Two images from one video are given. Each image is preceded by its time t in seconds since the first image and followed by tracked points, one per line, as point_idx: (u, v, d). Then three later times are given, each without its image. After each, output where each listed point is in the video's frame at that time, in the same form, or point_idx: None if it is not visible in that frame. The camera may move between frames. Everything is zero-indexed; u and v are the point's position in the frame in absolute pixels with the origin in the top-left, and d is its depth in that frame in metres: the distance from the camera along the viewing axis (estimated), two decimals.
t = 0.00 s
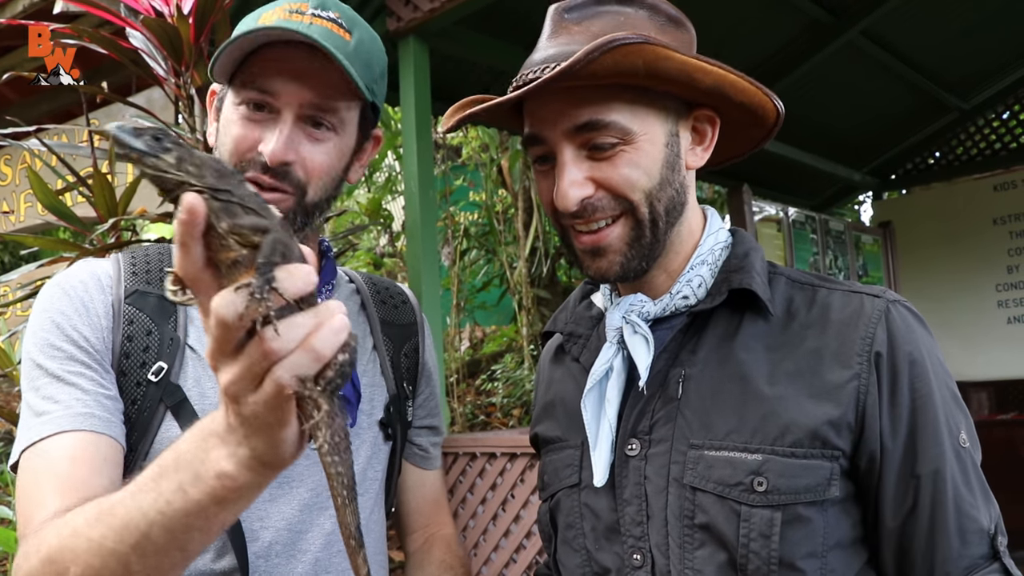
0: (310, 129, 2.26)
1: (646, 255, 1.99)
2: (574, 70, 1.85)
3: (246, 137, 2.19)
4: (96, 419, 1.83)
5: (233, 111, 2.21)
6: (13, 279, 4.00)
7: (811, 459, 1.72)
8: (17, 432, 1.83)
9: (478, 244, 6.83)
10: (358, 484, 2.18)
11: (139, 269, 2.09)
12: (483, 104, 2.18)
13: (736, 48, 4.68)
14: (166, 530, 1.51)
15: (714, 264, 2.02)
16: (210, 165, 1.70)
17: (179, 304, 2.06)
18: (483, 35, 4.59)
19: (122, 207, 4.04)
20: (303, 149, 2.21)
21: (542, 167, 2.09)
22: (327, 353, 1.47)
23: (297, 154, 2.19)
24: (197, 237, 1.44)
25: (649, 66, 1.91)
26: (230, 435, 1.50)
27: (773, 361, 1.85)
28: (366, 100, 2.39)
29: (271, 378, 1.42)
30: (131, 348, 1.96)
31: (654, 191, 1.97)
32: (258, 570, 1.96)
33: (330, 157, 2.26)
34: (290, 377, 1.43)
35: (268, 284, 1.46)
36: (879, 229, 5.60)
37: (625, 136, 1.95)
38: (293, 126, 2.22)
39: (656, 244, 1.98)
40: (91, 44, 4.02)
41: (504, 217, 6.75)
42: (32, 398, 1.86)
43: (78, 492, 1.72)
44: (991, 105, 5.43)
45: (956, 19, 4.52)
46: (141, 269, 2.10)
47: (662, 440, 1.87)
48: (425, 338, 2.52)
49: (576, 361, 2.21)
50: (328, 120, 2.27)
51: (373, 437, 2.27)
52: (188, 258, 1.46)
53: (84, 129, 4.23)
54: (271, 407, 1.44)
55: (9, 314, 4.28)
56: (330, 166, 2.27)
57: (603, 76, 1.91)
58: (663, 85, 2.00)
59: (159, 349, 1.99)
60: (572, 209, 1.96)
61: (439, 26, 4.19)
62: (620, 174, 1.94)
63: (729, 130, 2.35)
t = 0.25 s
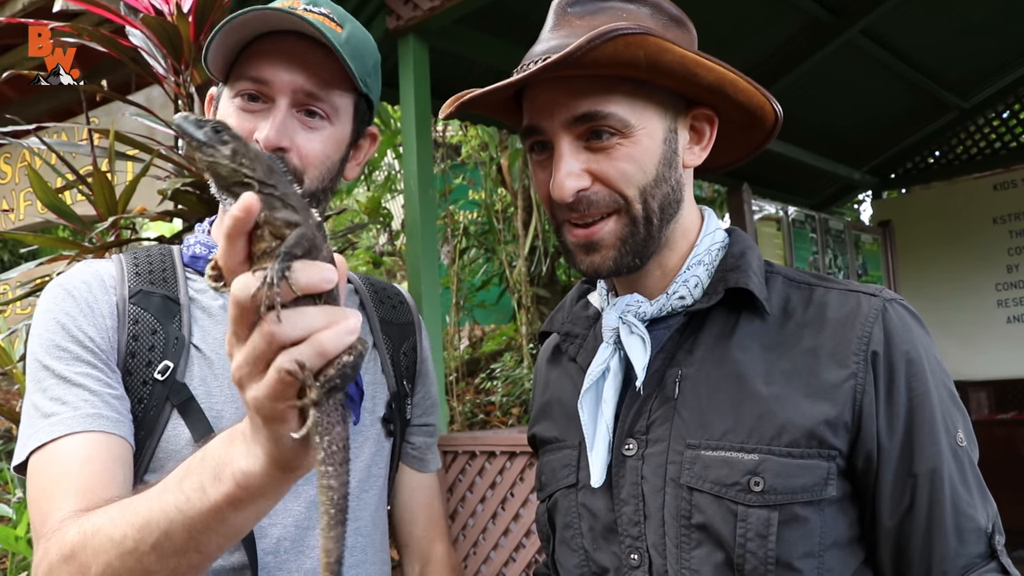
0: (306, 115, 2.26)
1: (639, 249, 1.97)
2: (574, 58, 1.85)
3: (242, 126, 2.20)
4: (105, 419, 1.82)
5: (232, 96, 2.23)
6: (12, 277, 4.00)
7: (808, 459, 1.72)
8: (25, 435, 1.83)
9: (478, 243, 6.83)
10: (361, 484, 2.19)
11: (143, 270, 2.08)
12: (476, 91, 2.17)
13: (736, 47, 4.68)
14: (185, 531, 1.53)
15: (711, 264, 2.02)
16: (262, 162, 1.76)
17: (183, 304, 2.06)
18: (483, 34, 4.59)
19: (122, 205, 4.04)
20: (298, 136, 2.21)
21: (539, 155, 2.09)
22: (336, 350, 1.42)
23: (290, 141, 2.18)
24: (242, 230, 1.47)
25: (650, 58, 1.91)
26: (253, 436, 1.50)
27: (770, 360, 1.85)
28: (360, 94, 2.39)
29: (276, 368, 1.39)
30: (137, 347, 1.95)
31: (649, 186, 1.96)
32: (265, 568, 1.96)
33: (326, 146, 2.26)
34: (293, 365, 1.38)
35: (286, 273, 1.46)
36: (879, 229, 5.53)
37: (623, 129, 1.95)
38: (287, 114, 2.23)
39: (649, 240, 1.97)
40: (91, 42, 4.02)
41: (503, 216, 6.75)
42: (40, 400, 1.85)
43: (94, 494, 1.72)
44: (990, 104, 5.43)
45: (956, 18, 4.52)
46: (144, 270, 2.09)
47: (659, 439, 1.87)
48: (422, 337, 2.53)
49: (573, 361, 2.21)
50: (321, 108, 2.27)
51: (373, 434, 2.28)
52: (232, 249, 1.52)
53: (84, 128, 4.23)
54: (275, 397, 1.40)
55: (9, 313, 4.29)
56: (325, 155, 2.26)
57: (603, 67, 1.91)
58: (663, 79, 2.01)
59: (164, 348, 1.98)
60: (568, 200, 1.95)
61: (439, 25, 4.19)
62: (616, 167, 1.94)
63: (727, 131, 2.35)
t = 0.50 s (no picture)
0: (306, 109, 2.26)
1: (636, 242, 1.97)
2: (574, 50, 1.86)
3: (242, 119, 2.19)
4: (108, 420, 1.82)
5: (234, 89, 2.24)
6: (13, 276, 4.00)
7: (808, 460, 1.72)
8: (29, 436, 1.83)
9: (478, 242, 6.83)
10: (366, 485, 2.19)
11: (144, 271, 2.08)
12: (474, 83, 2.16)
13: (737, 47, 4.68)
14: (185, 519, 1.57)
15: (711, 264, 2.02)
16: (285, 143, 1.87)
17: (184, 303, 2.05)
18: (483, 33, 4.58)
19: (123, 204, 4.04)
20: (297, 130, 2.21)
21: (540, 150, 2.09)
22: (321, 325, 1.47)
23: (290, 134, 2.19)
24: (258, 211, 1.56)
25: (651, 53, 1.90)
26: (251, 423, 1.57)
27: (770, 361, 1.85)
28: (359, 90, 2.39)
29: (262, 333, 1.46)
30: (139, 348, 1.95)
31: (648, 181, 1.96)
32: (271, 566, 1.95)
33: (326, 139, 2.25)
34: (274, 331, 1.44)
35: (279, 246, 1.51)
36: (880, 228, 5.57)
37: (623, 124, 1.95)
38: (286, 107, 2.23)
39: (646, 233, 1.96)
40: (92, 40, 4.02)
41: (503, 215, 6.75)
42: (43, 402, 1.85)
43: (99, 496, 1.73)
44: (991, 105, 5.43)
45: (958, 18, 4.52)
46: (146, 271, 2.09)
47: (659, 440, 1.87)
48: (422, 337, 2.53)
49: (573, 361, 2.21)
50: (320, 101, 2.27)
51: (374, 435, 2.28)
52: (246, 228, 1.58)
53: (84, 126, 4.22)
54: (259, 364, 1.48)
55: (10, 311, 4.29)
56: (325, 148, 2.25)
57: (603, 60, 1.91)
58: (663, 75, 2.00)
59: (166, 348, 1.98)
60: (566, 193, 1.95)
61: (440, 24, 4.19)
62: (616, 162, 1.94)
63: (728, 133, 2.35)
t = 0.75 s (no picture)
0: (305, 108, 2.26)
1: (643, 237, 1.97)
2: (582, 37, 1.86)
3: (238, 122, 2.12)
4: (107, 421, 1.82)
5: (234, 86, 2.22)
6: (13, 275, 4.00)
7: (806, 460, 1.71)
8: (28, 435, 1.83)
9: (478, 242, 6.83)
10: (366, 485, 2.19)
11: (143, 270, 2.08)
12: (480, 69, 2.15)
13: (737, 47, 4.68)
14: (180, 510, 1.58)
15: (710, 262, 2.02)
16: (289, 135, 1.88)
17: (183, 302, 2.04)
18: (483, 33, 4.57)
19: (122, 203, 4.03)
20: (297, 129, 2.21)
21: (543, 143, 2.07)
22: (310, 305, 1.51)
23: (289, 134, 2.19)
24: (260, 199, 1.57)
25: (658, 42, 1.91)
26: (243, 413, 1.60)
27: (768, 360, 1.84)
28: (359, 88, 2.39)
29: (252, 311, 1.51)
30: (137, 347, 1.94)
31: (653, 173, 1.96)
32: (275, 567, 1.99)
33: (326, 138, 2.25)
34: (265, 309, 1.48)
35: (275, 231, 1.57)
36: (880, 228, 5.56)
37: (629, 114, 1.95)
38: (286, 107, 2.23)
39: (654, 227, 1.97)
40: (92, 39, 4.01)
41: (503, 215, 6.74)
42: (42, 401, 1.85)
43: (99, 497, 1.73)
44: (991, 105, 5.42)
45: (958, 18, 4.51)
46: (145, 269, 2.09)
47: (657, 440, 1.86)
48: (423, 336, 2.52)
49: (571, 361, 2.21)
50: (319, 100, 2.26)
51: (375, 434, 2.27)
52: (247, 215, 1.58)
53: (84, 125, 4.22)
54: (251, 344, 1.52)
55: (10, 310, 4.30)
56: (326, 147, 2.25)
57: (611, 49, 1.90)
58: (668, 67, 2.00)
59: (165, 347, 1.97)
60: (572, 183, 1.94)
61: (439, 24, 4.19)
62: (621, 152, 1.93)
63: (725, 131, 2.35)
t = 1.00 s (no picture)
0: (305, 110, 2.25)
1: (655, 229, 1.97)
2: (607, 22, 1.84)
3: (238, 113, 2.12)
4: (103, 421, 1.81)
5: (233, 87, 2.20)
6: (12, 275, 3.99)
7: (802, 459, 1.71)
8: (26, 435, 1.83)
9: (477, 242, 6.81)
10: (364, 485, 2.19)
11: (140, 267, 2.07)
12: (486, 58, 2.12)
13: (736, 47, 4.67)
14: (173, 493, 1.59)
15: (707, 260, 2.02)
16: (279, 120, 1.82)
17: (180, 300, 2.03)
18: (481, 33, 4.57)
19: (121, 202, 4.03)
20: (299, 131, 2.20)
21: (549, 133, 2.03)
22: (314, 281, 1.51)
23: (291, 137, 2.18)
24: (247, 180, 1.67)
25: (677, 33, 1.94)
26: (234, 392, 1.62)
27: (765, 359, 1.84)
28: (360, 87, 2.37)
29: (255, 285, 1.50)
30: (133, 346, 1.93)
31: (664, 165, 1.97)
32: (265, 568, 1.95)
33: (327, 140, 2.24)
34: (266, 282, 1.48)
35: (276, 206, 1.58)
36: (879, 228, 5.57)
37: (641, 104, 1.96)
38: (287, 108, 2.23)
39: (665, 217, 1.98)
40: (90, 39, 4.00)
41: (503, 214, 6.73)
42: (39, 401, 1.85)
43: (97, 494, 1.73)
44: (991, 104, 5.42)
45: (958, 18, 4.51)
46: (142, 267, 2.08)
47: (654, 439, 1.86)
48: (423, 335, 2.51)
49: (569, 360, 2.20)
50: (320, 103, 2.26)
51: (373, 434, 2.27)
52: (240, 198, 1.69)
53: (83, 125, 4.21)
54: (249, 315, 1.53)
55: (8, 309, 4.29)
56: (326, 149, 2.24)
57: (630, 36, 1.91)
58: (679, 61, 2.03)
59: (161, 346, 1.96)
60: (586, 171, 1.92)
61: (438, 23, 4.19)
62: (635, 142, 1.93)
63: (716, 134, 2.35)
